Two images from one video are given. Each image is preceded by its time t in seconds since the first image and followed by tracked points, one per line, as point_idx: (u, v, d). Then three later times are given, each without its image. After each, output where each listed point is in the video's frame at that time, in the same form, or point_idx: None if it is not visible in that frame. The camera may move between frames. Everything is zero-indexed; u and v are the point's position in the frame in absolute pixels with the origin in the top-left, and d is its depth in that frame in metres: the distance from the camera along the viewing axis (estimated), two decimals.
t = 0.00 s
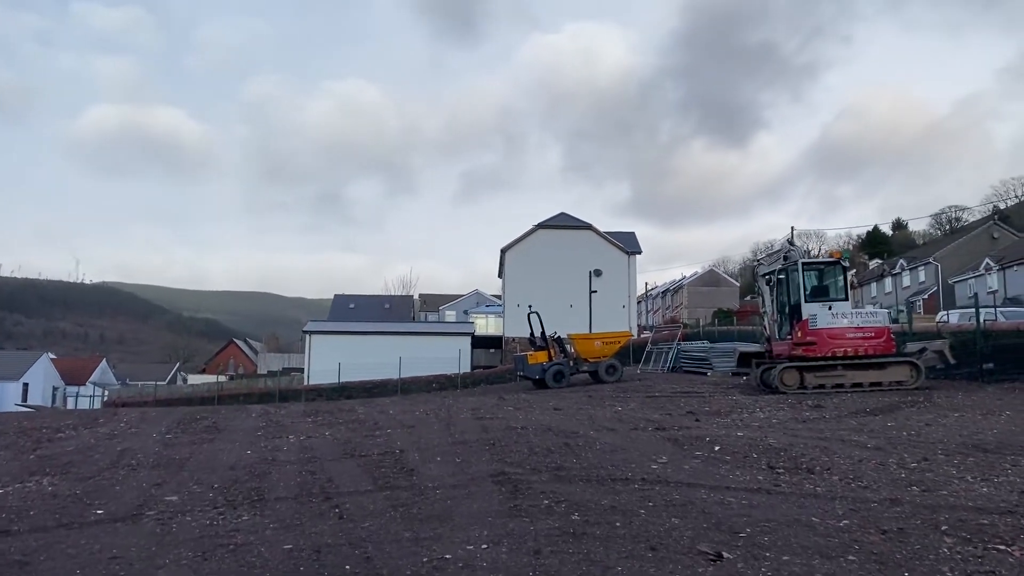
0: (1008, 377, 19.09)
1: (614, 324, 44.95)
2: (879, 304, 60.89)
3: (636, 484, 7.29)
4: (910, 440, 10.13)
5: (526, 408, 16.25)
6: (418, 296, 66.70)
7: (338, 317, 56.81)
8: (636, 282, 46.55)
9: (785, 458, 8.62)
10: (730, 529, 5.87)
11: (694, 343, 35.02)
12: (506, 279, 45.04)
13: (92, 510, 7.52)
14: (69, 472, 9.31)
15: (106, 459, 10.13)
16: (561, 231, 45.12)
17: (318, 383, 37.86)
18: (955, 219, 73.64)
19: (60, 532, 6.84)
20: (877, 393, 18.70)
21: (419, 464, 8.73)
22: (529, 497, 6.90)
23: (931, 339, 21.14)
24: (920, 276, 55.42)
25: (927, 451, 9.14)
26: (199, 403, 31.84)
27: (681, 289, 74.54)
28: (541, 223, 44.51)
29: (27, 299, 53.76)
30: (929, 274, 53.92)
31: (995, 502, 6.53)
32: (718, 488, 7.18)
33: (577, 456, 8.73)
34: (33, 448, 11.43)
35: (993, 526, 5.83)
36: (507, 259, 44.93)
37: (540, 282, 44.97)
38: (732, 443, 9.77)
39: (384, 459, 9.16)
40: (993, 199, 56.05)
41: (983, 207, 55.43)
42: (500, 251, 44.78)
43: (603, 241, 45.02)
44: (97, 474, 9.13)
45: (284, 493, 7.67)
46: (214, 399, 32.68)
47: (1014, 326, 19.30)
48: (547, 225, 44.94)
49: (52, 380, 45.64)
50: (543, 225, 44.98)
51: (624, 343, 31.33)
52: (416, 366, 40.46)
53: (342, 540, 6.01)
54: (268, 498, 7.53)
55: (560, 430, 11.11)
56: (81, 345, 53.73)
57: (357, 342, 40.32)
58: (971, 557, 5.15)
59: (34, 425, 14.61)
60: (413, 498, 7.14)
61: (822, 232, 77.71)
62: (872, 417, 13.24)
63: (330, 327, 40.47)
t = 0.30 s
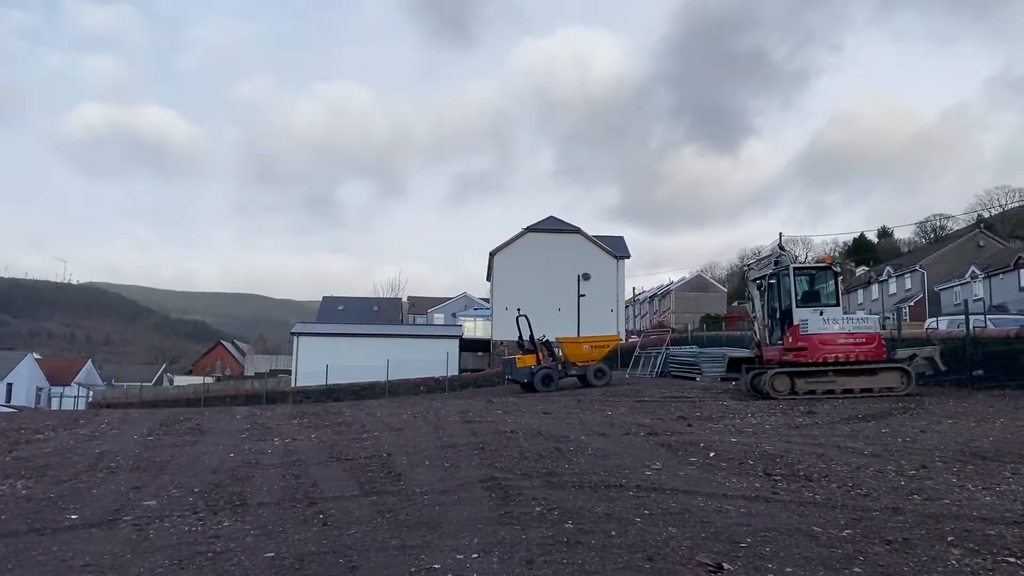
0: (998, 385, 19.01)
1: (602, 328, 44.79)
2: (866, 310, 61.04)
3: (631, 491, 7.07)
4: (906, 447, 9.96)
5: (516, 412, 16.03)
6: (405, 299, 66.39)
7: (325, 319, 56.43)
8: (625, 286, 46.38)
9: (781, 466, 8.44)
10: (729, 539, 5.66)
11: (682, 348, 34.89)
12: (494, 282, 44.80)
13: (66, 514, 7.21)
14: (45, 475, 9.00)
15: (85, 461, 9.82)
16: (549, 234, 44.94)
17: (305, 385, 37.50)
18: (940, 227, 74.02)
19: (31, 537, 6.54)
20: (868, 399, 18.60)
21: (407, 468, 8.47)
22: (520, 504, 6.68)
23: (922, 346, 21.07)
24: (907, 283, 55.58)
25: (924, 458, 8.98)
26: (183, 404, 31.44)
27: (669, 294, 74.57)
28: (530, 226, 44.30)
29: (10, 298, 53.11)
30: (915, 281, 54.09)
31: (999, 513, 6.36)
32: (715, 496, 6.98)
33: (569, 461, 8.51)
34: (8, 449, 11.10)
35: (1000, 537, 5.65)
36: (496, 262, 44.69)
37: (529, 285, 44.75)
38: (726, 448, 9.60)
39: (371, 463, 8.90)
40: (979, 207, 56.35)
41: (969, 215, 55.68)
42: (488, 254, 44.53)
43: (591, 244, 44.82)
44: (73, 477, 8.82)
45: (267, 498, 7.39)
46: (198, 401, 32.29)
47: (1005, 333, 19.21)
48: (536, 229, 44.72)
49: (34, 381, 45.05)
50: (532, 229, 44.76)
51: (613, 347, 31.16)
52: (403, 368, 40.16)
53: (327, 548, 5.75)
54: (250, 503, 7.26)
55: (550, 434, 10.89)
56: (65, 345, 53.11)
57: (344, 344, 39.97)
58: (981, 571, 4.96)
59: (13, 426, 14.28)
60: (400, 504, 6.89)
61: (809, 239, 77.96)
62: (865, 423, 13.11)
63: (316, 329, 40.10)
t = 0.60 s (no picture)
0: (994, 395, 18.86)
1: (594, 333, 44.56)
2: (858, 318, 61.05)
3: (629, 508, 6.79)
4: (908, 461, 9.71)
5: (508, 419, 15.76)
6: (397, 302, 66.05)
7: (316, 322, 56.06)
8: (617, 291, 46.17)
9: (783, 480, 8.19)
10: (733, 561, 5.39)
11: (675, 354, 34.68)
12: (486, 286, 44.51)
13: (38, 527, 6.87)
14: (19, 485, 8.65)
15: (62, 470, 9.48)
16: (542, 239, 44.69)
17: (294, 388, 37.11)
18: (931, 236, 74.16)
19: None
20: (864, 409, 18.41)
21: (396, 480, 8.17)
22: (514, 521, 6.39)
23: (918, 356, 20.92)
24: (899, 291, 55.59)
25: (929, 473, 8.74)
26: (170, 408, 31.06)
27: (661, 300, 74.43)
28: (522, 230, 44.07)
29: None
30: (907, 289, 54.11)
31: (1014, 534, 6.10)
32: (717, 514, 6.71)
33: (564, 475, 8.23)
34: None
35: (1018, 561, 5.38)
36: (487, 267, 44.41)
37: (521, 289, 44.49)
38: (725, 462, 9.34)
39: (359, 474, 8.59)
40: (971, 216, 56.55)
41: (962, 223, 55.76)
42: (481, 258, 44.25)
43: (584, 249, 44.59)
44: (49, 487, 8.48)
45: (249, 512, 7.07)
46: (185, 404, 31.90)
47: (1001, 343, 19.07)
48: (529, 233, 44.49)
49: (21, 382, 44.54)
50: (525, 233, 44.52)
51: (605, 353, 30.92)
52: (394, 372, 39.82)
53: (310, 568, 5.44)
54: (231, 517, 6.94)
55: (544, 445, 10.59)
56: (53, 347, 52.60)
57: (334, 347, 39.61)
58: None
59: None
60: (388, 520, 6.57)
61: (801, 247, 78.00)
62: (864, 435, 12.88)
63: (307, 332, 39.73)
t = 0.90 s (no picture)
0: (999, 403, 18.66)
1: (593, 337, 44.37)
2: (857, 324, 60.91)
3: (641, 518, 6.59)
4: (922, 471, 9.52)
5: (509, 424, 15.55)
6: (394, 305, 65.86)
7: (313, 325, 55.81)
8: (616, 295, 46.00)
9: (796, 490, 8.01)
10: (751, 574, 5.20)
11: (675, 359, 34.48)
12: (484, 289, 44.30)
13: (30, 534, 6.65)
14: (12, 490, 8.45)
15: (56, 473, 9.27)
16: (541, 242, 44.50)
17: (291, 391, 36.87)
18: (930, 242, 74.06)
19: None
20: (868, 416, 18.24)
21: (399, 487, 7.96)
22: (524, 531, 6.18)
23: (923, 362, 20.73)
24: (899, 297, 55.46)
25: (944, 483, 8.55)
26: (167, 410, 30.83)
27: (659, 304, 74.27)
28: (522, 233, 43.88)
29: None
30: (906, 295, 53.97)
31: None
32: (731, 525, 6.53)
33: (571, 482, 8.04)
34: None
35: None
36: (486, 270, 44.19)
37: (520, 292, 44.30)
38: (735, 470, 9.16)
39: (361, 481, 8.37)
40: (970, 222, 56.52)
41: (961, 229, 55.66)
42: (480, 261, 44.03)
43: (583, 253, 44.39)
44: (42, 492, 8.26)
45: (249, 519, 6.85)
46: (182, 406, 31.65)
47: (1006, 350, 18.88)
48: (528, 236, 44.30)
49: (17, 382, 44.29)
50: (524, 236, 44.33)
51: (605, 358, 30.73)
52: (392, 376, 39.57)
53: None
54: (230, 525, 6.73)
55: (549, 451, 10.38)
56: (49, 347, 52.33)
57: (332, 350, 39.37)
58: None
59: None
60: (392, 530, 6.36)
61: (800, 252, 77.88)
62: (872, 443, 12.68)
63: (304, 334, 39.49)
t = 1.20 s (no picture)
0: (1014, 409, 18.40)
1: (598, 340, 44.15)
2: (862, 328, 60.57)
3: (667, 528, 6.40)
4: (948, 478, 9.30)
5: (519, 427, 15.34)
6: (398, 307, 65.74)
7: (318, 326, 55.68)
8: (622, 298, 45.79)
9: (822, 498, 7.82)
10: None
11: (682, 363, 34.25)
12: (490, 291, 44.10)
13: (37, 540, 6.44)
14: (17, 493, 8.25)
15: (63, 476, 9.09)
16: (547, 245, 44.31)
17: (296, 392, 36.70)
18: (934, 247, 73.72)
19: None
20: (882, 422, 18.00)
21: (415, 492, 7.77)
22: (547, 540, 5.99)
23: (936, 368, 20.50)
24: (905, 302, 55.12)
25: (973, 491, 8.32)
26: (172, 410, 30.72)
27: (663, 307, 74.04)
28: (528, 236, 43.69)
29: None
30: (913, 300, 53.63)
31: None
32: (759, 535, 6.35)
33: (592, 488, 7.84)
34: None
35: None
36: (492, 272, 43.96)
37: (526, 295, 44.09)
38: (756, 476, 8.97)
39: (375, 486, 8.17)
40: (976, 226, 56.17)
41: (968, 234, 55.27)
42: (486, 263, 43.82)
43: (589, 256, 44.24)
44: (49, 495, 8.07)
45: (261, 525, 6.64)
46: (187, 407, 31.51)
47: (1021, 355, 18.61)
48: (534, 238, 44.11)
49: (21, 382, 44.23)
50: (530, 238, 44.12)
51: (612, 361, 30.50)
52: (397, 378, 39.40)
53: None
54: (243, 531, 6.52)
55: (565, 456, 10.18)
56: (53, 347, 52.27)
57: (337, 351, 39.24)
58: None
59: None
60: (411, 537, 6.16)
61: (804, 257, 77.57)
62: (891, 449, 12.45)
63: (309, 336, 39.33)
